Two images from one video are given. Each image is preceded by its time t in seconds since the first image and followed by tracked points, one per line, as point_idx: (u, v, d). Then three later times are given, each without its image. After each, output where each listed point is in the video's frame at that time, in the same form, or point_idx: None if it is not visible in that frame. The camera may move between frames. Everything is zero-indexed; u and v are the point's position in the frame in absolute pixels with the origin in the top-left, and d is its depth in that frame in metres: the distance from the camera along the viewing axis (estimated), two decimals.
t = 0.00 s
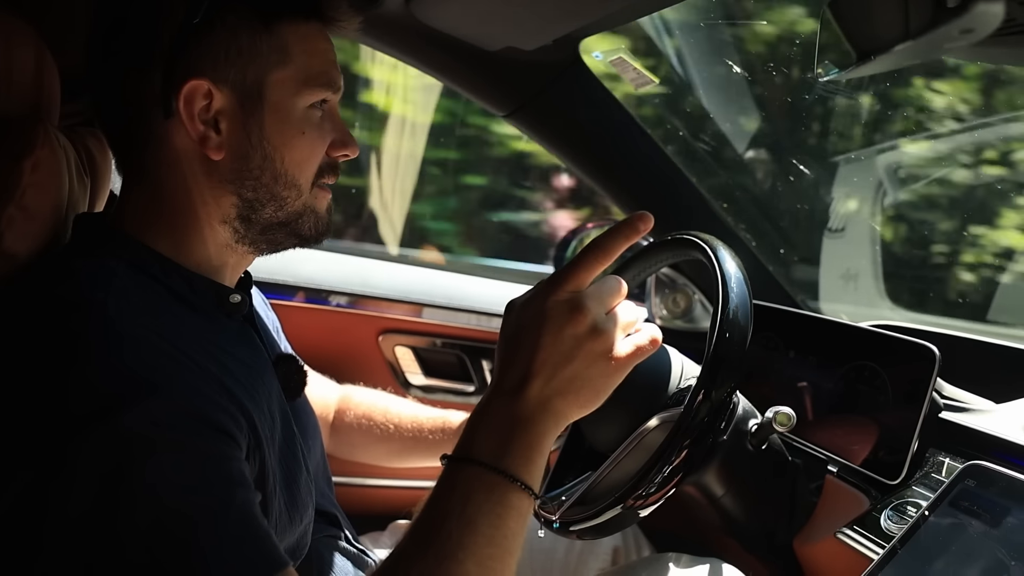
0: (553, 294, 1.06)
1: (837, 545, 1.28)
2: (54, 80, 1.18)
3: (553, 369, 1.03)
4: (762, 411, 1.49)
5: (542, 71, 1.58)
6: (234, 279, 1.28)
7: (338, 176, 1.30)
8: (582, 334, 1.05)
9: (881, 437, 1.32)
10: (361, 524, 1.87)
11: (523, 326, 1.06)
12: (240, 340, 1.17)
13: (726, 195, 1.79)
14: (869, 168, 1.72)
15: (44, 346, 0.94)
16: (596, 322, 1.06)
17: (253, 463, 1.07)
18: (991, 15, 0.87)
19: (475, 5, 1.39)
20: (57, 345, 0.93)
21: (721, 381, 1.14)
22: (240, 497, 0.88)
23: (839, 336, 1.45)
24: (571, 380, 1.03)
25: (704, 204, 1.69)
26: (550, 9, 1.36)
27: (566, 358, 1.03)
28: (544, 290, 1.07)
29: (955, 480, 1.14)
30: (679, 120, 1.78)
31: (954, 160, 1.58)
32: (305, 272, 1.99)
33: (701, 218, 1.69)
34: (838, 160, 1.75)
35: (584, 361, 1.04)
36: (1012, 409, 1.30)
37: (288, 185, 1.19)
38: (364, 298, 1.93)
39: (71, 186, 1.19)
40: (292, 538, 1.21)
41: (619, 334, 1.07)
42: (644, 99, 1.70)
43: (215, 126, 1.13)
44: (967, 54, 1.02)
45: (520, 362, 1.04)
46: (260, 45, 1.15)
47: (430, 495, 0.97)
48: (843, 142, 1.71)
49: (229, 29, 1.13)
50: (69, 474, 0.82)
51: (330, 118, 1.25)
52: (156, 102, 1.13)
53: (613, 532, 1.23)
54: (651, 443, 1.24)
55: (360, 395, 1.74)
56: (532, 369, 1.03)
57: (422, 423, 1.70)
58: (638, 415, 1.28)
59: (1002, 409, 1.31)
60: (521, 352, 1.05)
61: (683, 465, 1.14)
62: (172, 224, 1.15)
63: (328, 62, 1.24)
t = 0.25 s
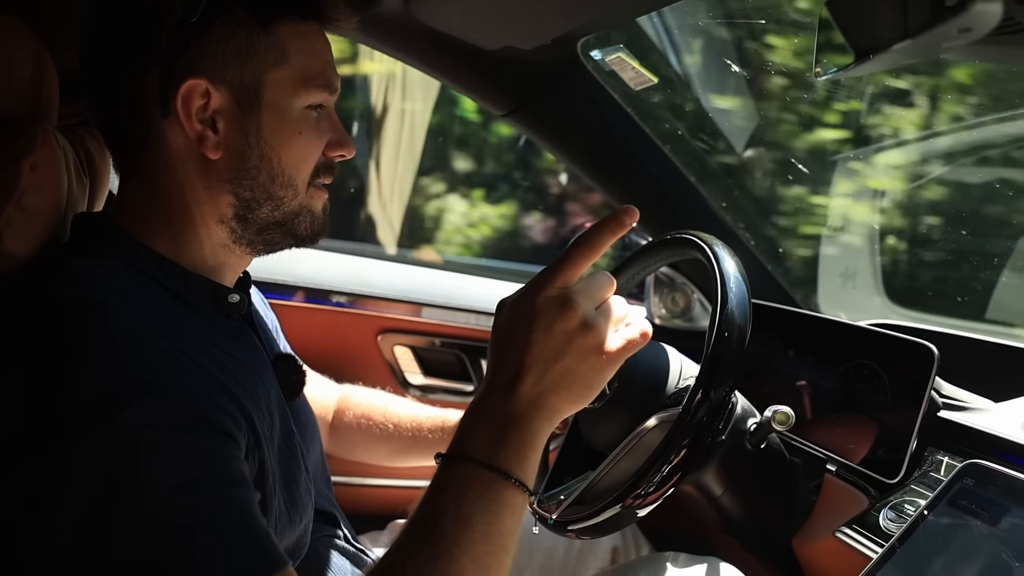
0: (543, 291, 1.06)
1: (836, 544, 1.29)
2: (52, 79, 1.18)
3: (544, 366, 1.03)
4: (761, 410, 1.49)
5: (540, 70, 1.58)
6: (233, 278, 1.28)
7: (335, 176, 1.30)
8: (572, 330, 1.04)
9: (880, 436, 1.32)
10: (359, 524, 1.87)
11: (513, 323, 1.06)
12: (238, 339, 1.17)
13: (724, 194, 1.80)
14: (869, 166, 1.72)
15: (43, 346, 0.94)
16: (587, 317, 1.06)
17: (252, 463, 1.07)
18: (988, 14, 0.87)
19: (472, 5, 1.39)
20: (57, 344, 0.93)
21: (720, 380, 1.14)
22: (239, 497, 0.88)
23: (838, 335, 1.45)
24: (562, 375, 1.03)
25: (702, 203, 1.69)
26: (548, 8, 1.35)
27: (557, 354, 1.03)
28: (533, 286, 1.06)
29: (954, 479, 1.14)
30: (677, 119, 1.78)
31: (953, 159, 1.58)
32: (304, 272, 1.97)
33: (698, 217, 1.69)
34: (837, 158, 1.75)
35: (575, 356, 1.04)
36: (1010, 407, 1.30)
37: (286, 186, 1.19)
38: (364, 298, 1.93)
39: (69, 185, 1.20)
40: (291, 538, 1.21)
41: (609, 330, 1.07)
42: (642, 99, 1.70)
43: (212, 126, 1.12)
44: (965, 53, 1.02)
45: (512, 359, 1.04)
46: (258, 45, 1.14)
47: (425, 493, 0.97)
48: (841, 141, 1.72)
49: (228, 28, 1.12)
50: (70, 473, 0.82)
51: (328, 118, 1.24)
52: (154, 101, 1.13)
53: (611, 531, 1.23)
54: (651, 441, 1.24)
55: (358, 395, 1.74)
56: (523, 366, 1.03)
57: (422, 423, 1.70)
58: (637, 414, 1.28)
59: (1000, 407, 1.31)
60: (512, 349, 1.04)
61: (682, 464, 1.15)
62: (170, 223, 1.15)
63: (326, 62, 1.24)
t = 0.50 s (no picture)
0: (515, 282, 1.04)
1: (837, 540, 1.29)
2: (46, 76, 1.18)
3: (523, 355, 1.01)
4: (759, 406, 1.48)
5: (537, 67, 1.57)
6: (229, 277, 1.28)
7: (329, 177, 1.30)
8: (548, 319, 1.02)
9: (879, 432, 1.32)
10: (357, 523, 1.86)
11: (488, 315, 1.04)
12: (235, 336, 1.17)
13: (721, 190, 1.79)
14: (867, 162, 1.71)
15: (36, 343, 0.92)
16: (563, 304, 1.03)
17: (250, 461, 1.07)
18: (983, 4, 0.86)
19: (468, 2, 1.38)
20: (51, 341, 0.92)
21: (719, 376, 1.14)
22: (237, 494, 0.87)
23: (836, 330, 1.44)
24: (544, 363, 1.01)
25: (700, 200, 1.69)
26: (544, 4, 1.35)
27: (535, 343, 1.01)
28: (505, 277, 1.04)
29: (953, 474, 1.14)
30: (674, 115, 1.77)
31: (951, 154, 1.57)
32: (301, 270, 1.94)
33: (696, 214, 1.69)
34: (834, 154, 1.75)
35: (554, 345, 1.02)
36: (1008, 401, 1.29)
37: (281, 185, 1.19)
38: (361, 297, 1.93)
39: (64, 183, 1.19)
40: (289, 536, 1.21)
41: (589, 314, 1.04)
42: (639, 96, 1.69)
43: (207, 125, 1.12)
44: (961, 46, 1.02)
45: (490, 351, 1.02)
46: (255, 44, 1.14)
47: (415, 488, 0.97)
48: (839, 137, 1.71)
49: (225, 28, 1.12)
50: (65, 472, 0.81)
51: (323, 118, 1.24)
52: (149, 99, 1.12)
53: (610, 527, 1.23)
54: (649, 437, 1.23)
55: (355, 394, 1.72)
56: (502, 358, 1.01)
57: (421, 420, 1.70)
58: (634, 410, 1.27)
59: (998, 401, 1.31)
60: (489, 341, 1.03)
61: (681, 460, 1.14)
62: (164, 222, 1.14)
63: (322, 63, 1.24)
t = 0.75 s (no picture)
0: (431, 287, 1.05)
1: (836, 543, 1.30)
2: (44, 82, 1.18)
3: (472, 349, 1.04)
4: (757, 410, 1.48)
5: (535, 71, 1.57)
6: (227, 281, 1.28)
7: (323, 186, 1.30)
8: (476, 315, 1.04)
9: (877, 435, 1.32)
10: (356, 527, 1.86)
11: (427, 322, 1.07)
12: (233, 341, 1.16)
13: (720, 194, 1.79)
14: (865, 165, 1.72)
15: (34, 349, 0.92)
16: (484, 295, 1.05)
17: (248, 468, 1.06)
18: (981, 9, 0.87)
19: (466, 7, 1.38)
20: (48, 347, 0.92)
21: (717, 381, 1.14)
22: (238, 500, 0.87)
23: (835, 334, 1.45)
24: (495, 353, 1.05)
25: (698, 203, 1.70)
26: (542, 10, 1.35)
27: (480, 335, 1.04)
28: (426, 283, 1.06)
29: (951, 477, 1.14)
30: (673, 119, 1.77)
31: (949, 158, 1.58)
32: (300, 274, 1.95)
33: (695, 217, 1.69)
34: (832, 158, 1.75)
35: (496, 333, 1.05)
36: (1007, 405, 1.29)
37: (277, 193, 1.20)
38: (360, 300, 1.93)
39: (61, 187, 1.19)
40: (288, 541, 1.21)
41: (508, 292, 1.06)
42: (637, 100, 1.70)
43: (204, 129, 1.12)
44: (958, 50, 1.02)
45: (441, 351, 1.06)
46: (254, 52, 1.15)
47: (396, 490, 0.99)
48: (836, 141, 1.72)
49: (225, 34, 1.12)
50: (63, 478, 0.81)
51: (319, 128, 1.25)
52: (145, 102, 1.12)
53: (608, 531, 1.23)
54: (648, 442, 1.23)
55: (355, 398, 1.72)
56: (455, 355, 1.05)
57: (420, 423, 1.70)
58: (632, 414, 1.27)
59: (996, 405, 1.31)
60: (437, 344, 1.06)
61: (680, 464, 1.14)
62: (161, 227, 1.14)
63: (321, 74, 1.25)
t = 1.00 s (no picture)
0: (426, 298, 1.09)
1: (835, 541, 1.30)
2: (43, 79, 1.17)
3: (471, 361, 1.10)
4: (757, 408, 1.48)
5: (536, 69, 1.57)
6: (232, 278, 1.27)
7: (322, 190, 1.30)
8: (469, 325, 1.09)
9: (877, 433, 1.31)
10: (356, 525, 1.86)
11: (421, 335, 1.11)
12: (237, 340, 1.16)
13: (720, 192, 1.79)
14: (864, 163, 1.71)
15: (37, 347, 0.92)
16: (481, 306, 1.10)
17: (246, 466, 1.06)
18: (984, 6, 0.87)
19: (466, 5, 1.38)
20: (53, 345, 0.92)
21: (718, 379, 1.14)
22: (241, 497, 0.88)
23: (835, 332, 1.45)
24: (489, 360, 1.11)
25: (698, 201, 1.69)
26: (543, 8, 1.35)
27: (478, 348, 1.10)
28: (420, 301, 1.10)
29: (952, 475, 1.14)
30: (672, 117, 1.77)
31: (949, 155, 1.58)
32: (299, 273, 1.94)
33: (694, 215, 1.69)
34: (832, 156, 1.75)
35: (490, 342, 1.10)
36: (1007, 403, 1.29)
37: (278, 196, 1.19)
38: (359, 299, 1.92)
39: (61, 186, 1.19)
40: (290, 538, 1.21)
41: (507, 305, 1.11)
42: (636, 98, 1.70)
43: (208, 128, 1.11)
44: (959, 48, 1.02)
45: (439, 363, 1.11)
46: (262, 54, 1.14)
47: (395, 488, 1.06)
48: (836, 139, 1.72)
49: (234, 36, 1.12)
50: (66, 478, 0.80)
51: (323, 133, 1.25)
52: (150, 101, 1.12)
53: (609, 529, 1.24)
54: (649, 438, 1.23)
55: (355, 397, 1.72)
56: (452, 367, 1.11)
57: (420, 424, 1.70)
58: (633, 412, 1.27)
59: (996, 402, 1.31)
60: (434, 356, 1.11)
61: (679, 463, 1.14)
62: (161, 226, 1.13)
63: (328, 79, 1.25)
